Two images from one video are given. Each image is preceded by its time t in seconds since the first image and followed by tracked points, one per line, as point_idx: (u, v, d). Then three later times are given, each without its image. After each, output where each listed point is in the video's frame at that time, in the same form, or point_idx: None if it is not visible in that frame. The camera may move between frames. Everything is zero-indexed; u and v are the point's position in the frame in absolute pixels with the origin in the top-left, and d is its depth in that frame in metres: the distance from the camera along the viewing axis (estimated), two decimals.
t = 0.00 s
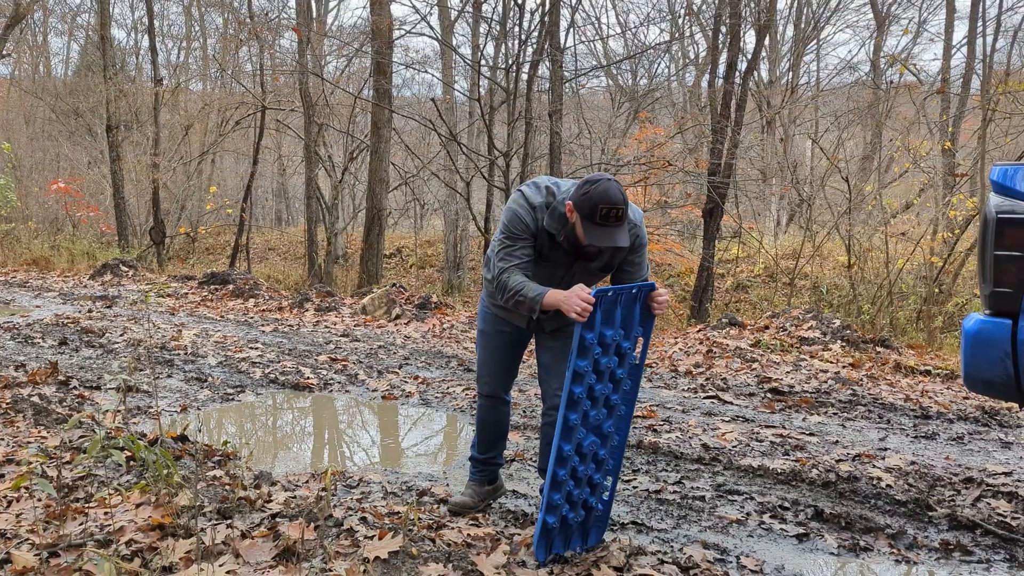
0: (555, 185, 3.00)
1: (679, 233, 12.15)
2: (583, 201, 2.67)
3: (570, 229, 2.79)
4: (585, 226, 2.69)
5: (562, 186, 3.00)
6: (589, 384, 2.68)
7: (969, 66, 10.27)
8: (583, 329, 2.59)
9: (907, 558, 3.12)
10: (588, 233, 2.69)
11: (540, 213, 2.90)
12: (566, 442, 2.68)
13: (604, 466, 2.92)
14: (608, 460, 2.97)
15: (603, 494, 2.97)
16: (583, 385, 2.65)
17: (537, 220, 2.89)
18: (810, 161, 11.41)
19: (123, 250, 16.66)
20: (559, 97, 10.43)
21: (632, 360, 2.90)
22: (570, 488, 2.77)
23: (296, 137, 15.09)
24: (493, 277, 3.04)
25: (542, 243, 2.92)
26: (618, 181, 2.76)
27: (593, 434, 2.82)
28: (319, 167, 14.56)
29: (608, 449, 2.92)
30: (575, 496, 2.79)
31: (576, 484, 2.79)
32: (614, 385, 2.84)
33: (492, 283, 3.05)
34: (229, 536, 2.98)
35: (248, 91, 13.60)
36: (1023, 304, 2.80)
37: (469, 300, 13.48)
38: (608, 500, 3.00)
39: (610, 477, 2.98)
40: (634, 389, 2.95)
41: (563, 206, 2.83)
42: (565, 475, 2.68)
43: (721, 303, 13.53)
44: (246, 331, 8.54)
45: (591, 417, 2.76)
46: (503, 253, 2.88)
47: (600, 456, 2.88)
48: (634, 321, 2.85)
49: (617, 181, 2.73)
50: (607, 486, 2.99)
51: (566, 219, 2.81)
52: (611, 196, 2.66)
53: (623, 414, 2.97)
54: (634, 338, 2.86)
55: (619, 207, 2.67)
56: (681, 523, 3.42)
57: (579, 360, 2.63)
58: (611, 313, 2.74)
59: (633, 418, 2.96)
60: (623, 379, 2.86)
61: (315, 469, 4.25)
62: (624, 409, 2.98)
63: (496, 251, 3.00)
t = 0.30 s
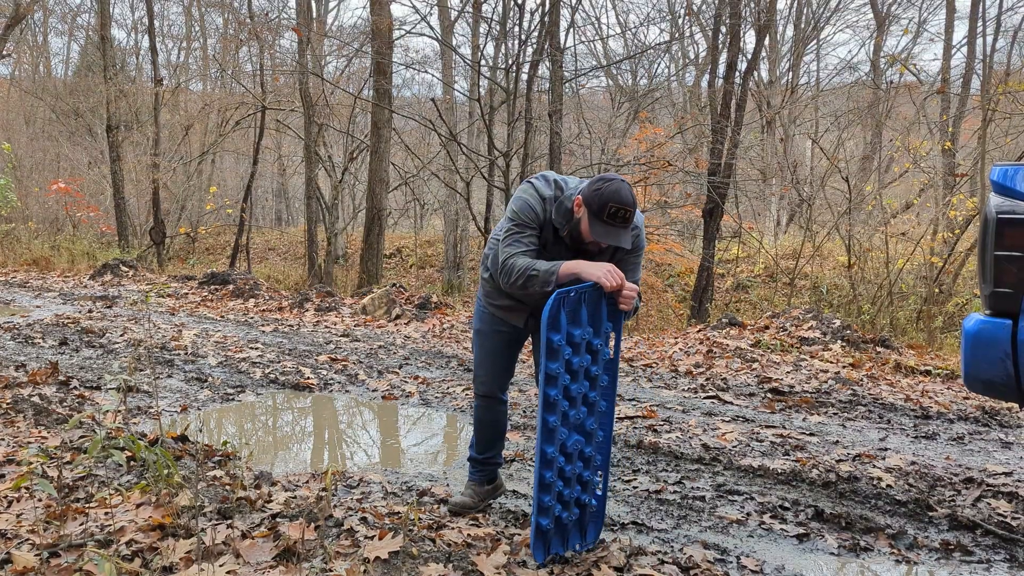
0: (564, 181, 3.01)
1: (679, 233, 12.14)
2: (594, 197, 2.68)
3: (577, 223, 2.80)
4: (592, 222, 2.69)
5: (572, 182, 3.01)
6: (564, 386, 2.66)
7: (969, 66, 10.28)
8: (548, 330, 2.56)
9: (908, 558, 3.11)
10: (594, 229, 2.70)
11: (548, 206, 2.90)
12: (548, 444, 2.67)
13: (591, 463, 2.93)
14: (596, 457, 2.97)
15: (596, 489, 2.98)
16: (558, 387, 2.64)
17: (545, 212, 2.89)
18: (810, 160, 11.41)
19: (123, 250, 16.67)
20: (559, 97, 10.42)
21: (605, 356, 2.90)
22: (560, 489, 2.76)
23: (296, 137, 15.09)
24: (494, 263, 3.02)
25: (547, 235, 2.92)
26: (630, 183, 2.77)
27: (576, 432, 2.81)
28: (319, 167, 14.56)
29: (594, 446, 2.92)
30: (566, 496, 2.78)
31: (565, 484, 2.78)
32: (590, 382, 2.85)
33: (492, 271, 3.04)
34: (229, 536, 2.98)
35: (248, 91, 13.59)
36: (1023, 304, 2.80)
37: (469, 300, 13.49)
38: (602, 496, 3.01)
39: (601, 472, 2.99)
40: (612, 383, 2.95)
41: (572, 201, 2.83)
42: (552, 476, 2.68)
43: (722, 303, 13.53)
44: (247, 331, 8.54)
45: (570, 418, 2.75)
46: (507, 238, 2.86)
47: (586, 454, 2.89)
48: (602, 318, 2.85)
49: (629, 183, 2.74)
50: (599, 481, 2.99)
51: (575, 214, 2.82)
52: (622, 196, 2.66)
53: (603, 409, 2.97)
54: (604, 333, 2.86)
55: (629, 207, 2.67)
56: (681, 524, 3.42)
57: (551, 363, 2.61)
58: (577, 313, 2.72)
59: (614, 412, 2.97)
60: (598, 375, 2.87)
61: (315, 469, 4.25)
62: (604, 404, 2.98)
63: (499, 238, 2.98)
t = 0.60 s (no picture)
0: (561, 184, 3.00)
1: (678, 233, 12.14)
2: (586, 205, 2.67)
3: (569, 230, 2.80)
4: (583, 231, 2.69)
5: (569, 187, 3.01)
6: (558, 384, 2.66)
7: (970, 66, 10.27)
8: (541, 328, 2.58)
9: (908, 558, 3.12)
10: (585, 238, 2.69)
11: (543, 209, 2.91)
12: (545, 442, 2.68)
13: (591, 463, 2.92)
14: (595, 457, 2.97)
15: (597, 490, 2.98)
16: (552, 385, 2.65)
17: (539, 216, 2.90)
18: (810, 160, 11.42)
19: (123, 250, 16.69)
20: (559, 96, 10.41)
21: (602, 355, 2.90)
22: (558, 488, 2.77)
23: (297, 137, 15.09)
24: (489, 263, 3.03)
25: (541, 239, 2.92)
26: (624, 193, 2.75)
27: (573, 431, 2.82)
28: (319, 168, 14.55)
29: (593, 446, 2.92)
30: (565, 495, 2.79)
31: (564, 483, 2.79)
32: (586, 381, 2.84)
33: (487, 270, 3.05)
34: (229, 536, 2.98)
35: (249, 91, 13.59)
36: (1023, 304, 2.80)
37: (469, 300, 13.50)
38: (603, 496, 3.00)
39: (601, 472, 2.98)
40: (610, 382, 2.94)
41: (566, 206, 2.82)
42: (549, 475, 2.69)
43: (721, 303, 13.54)
44: (246, 331, 8.55)
45: (567, 416, 2.75)
46: (502, 239, 2.88)
47: (584, 454, 2.89)
48: (597, 316, 2.83)
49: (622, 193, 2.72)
50: (600, 482, 2.99)
51: (568, 220, 2.81)
52: (614, 206, 2.65)
53: (602, 408, 2.96)
54: (600, 332, 2.85)
55: (619, 219, 2.66)
56: (681, 524, 3.42)
57: (544, 360, 2.62)
58: (571, 310, 2.72)
59: (613, 411, 2.95)
60: (595, 375, 2.86)
61: (315, 469, 4.25)
62: (603, 403, 2.97)
63: (495, 239, 3.00)
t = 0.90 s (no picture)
0: (557, 184, 3.01)
1: (678, 233, 12.14)
2: (578, 206, 2.67)
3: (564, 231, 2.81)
4: (575, 232, 2.70)
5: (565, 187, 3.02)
6: (560, 383, 2.67)
7: (969, 66, 10.28)
8: (543, 327, 2.58)
9: (908, 558, 3.12)
10: (578, 238, 2.70)
11: (540, 209, 2.92)
12: (546, 441, 2.69)
13: (593, 464, 2.91)
14: (597, 458, 2.96)
15: (598, 491, 2.97)
16: (554, 384, 2.65)
17: (536, 216, 2.91)
18: (810, 160, 11.43)
19: (123, 250, 16.69)
20: (559, 96, 10.41)
21: (604, 356, 2.90)
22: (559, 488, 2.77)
23: (296, 137, 15.09)
24: (489, 261, 3.03)
25: (539, 239, 2.93)
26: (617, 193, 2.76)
27: (575, 432, 2.81)
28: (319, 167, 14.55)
29: (595, 447, 2.91)
30: (565, 495, 2.79)
31: (565, 484, 2.79)
32: (589, 381, 2.84)
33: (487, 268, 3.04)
34: (229, 536, 2.98)
35: (249, 91, 13.58)
36: (1022, 304, 2.80)
37: (469, 300, 13.49)
38: (604, 498, 3.00)
39: (602, 474, 2.98)
40: (613, 383, 2.94)
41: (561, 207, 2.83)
42: (550, 474, 2.69)
43: (721, 303, 13.54)
44: (246, 331, 8.55)
45: (569, 416, 2.75)
46: (501, 237, 2.88)
47: (586, 454, 2.88)
48: (600, 316, 2.83)
49: (615, 194, 2.73)
50: (601, 483, 2.98)
51: (563, 221, 2.83)
52: (605, 207, 2.65)
53: (604, 409, 2.96)
54: (603, 332, 2.85)
55: (610, 219, 2.67)
56: (681, 523, 3.42)
57: (547, 359, 2.63)
58: (574, 310, 2.72)
59: (615, 413, 2.95)
60: (597, 375, 2.86)
61: (315, 469, 4.25)
62: (605, 404, 2.96)
63: (493, 238, 3.00)
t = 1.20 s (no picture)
0: (558, 185, 3.02)
1: (678, 233, 12.12)
2: (578, 209, 2.68)
3: (565, 233, 2.81)
4: (576, 235, 2.70)
5: (566, 189, 3.02)
6: (564, 384, 2.67)
7: (969, 66, 10.28)
8: (549, 328, 2.58)
9: (907, 558, 3.12)
10: (579, 242, 2.70)
11: (542, 210, 2.92)
12: (549, 441, 2.68)
13: (594, 465, 2.91)
14: (599, 459, 2.96)
15: (599, 491, 2.98)
16: (557, 384, 2.65)
17: (538, 218, 2.91)
18: (810, 160, 11.43)
19: (123, 250, 16.70)
20: (559, 96, 10.41)
21: (609, 357, 2.89)
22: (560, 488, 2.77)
23: (296, 137, 15.09)
24: (491, 262, 3.03)
25: (541, 241, 2.94)
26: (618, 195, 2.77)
27: (578, 433, 2.81)
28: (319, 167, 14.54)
29: (597, 447, 2.91)
30: (566, 495, 2.79)
31: (566, 484, 2.79)
32: (592, 382, 2.84)
33: (489, 269, 3.04)
34: (229, 536, 2.98)
35: (248, 91, 13.58)
36: (1022, 304, 2.80)
37: (469, 300, 13.49)
38: (604, 498, 3.00)
39: (604, 475, 2.98)
40: (617, 385, 2.94)
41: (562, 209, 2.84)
42: (552, 475, 2.69)
43: (721, 303, 13.54)
44: (246, 331, 8.55)
45: (572, 417, 2.76)
46: (503, 239, 2.88)
47: (588, 455, 2.88)
48: (605, 318, 2.82)
49: (616, 196, 2.73)
50: (602, 484, 2.98)
51: (564, 223, 2.83)
52: (605, 209, 2.66)
53: (607, 411, 2.96)
54: (608, 334, 2.85)
55: (611, 222, 2.67)
56: (681, 523, 3.42)
57: (551, 359, 2.63)
58: (579, 311, 2.72)
59: (618, 414, 2.95)
60: (601, 376, 2.86)
61: (315, 469, 4.25)
62: (608, 406, 2.97)
63: (496, 239, 3.00)
